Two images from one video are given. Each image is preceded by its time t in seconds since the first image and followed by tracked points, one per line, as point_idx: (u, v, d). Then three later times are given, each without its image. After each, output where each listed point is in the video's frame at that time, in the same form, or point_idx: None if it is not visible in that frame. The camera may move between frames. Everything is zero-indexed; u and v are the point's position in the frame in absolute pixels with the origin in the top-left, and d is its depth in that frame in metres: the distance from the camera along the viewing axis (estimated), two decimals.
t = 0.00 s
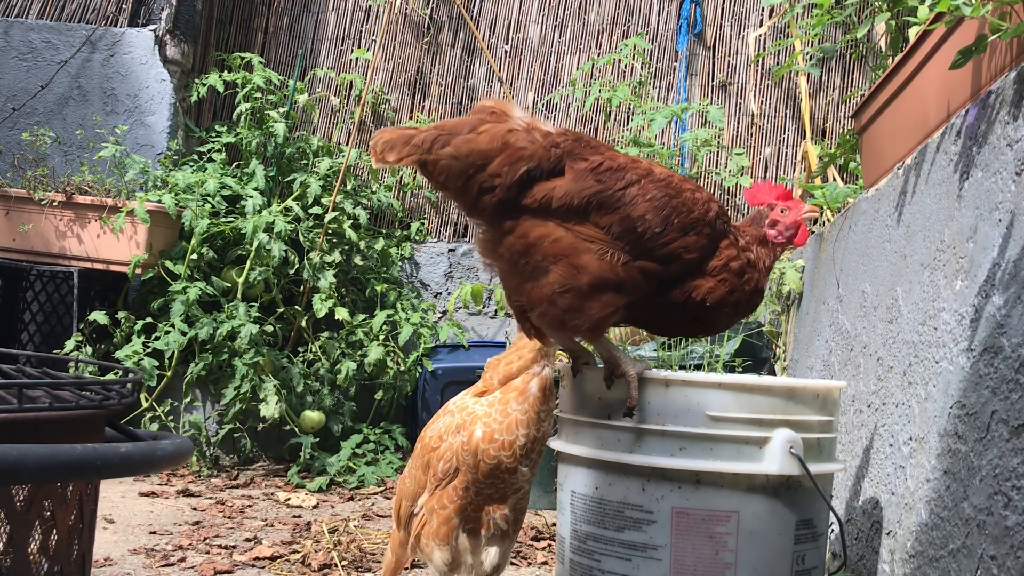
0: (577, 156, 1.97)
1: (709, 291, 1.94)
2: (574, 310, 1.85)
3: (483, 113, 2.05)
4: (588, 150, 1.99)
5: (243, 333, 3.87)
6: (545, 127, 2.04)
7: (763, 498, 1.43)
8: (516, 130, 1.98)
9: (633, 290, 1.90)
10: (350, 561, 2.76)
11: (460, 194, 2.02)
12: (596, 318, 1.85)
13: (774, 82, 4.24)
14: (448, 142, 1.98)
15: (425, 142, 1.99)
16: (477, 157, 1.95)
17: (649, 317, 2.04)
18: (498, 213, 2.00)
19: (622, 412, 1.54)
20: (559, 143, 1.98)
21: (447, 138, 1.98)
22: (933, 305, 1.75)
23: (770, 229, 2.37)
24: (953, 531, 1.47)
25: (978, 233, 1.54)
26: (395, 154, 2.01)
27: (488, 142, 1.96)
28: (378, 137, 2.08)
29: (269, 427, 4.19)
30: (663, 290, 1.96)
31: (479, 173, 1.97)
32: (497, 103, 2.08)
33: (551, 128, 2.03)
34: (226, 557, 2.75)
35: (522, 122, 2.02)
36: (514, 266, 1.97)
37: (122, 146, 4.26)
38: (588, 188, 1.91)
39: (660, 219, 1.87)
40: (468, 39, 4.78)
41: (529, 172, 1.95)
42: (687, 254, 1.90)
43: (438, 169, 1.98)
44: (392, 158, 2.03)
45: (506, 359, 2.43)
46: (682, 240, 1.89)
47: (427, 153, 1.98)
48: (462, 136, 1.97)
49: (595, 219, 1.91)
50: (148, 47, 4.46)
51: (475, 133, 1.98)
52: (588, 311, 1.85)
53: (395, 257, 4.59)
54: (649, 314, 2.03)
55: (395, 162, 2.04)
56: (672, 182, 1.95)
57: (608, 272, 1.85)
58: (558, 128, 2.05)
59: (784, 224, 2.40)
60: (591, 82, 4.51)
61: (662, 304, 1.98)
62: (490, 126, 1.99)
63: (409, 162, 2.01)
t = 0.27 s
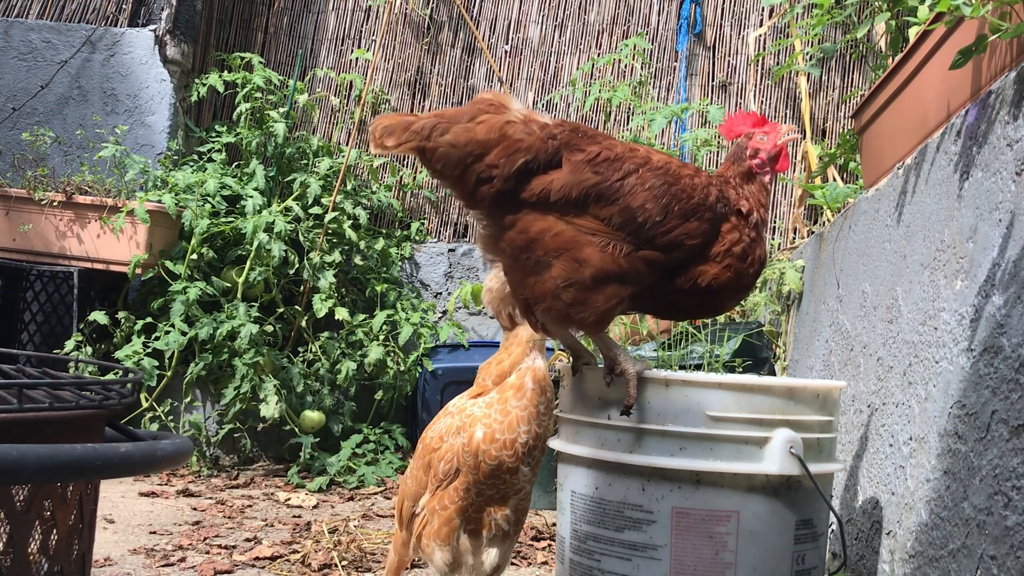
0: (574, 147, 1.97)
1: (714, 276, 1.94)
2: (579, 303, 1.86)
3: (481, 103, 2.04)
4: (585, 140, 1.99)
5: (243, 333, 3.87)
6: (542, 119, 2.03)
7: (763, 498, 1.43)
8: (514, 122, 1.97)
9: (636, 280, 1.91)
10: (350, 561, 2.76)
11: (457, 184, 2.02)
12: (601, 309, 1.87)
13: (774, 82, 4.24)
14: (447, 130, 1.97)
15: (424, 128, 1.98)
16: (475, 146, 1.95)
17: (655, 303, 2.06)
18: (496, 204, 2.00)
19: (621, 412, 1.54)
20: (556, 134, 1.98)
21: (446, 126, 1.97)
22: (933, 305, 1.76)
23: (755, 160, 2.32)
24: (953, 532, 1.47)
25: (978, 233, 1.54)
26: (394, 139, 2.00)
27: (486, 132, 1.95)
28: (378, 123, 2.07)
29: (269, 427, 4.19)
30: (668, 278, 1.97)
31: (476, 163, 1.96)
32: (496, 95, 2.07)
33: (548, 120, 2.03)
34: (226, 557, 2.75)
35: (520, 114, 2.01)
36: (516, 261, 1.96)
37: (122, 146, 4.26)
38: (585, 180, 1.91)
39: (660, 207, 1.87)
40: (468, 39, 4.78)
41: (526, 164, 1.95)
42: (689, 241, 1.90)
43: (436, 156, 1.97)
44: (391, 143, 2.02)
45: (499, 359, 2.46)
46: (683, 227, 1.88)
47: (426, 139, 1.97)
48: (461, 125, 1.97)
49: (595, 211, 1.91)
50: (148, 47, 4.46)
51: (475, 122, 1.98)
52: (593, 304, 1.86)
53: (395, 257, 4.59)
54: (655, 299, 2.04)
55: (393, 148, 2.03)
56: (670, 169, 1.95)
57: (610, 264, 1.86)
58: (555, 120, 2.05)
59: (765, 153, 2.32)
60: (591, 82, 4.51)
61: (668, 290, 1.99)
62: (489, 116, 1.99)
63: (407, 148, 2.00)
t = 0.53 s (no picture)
0: (570, 144, 1.97)
1: (717, 267, 1.95)
2: (582, 302, 1.87)
3: (477, 102, 2.03)
4: (581, 137, 1.99)
5: (243, 333, 3.87)
6: (537, 117, 2.03)
7: (763, 498, 1.43)
8: (510, 121, 1.96)
9: (640, 276, 1.91)
10: (350, 561, 2.76)
11: (454, 183, 2.02)
12: (605, 306, 1.88)
13: (774, 82, 4.24)
14: (443, 130, 1.96)
15: (420, 129, 1.97)
16: (471, 146, 1.95)
17: (659, 293, 2.07)
18: (493, 204, 2.00)
19: (621, 413, 1.54)
20: (551, 132, 1.97)
21: (442, 126, 1.97)
22: (933, 305, 1.76)
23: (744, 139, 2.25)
24: (953, 531, 1.47)
25: (978, 233, 1.54)
26: (390, 140, 1.99)
27: (481, 132, 1.95)
28: (373, 123, 2.06)
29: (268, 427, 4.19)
30: (672, 271, 1.98)
31: (473, 163, 1.96)
32: (492, 94, 2.06)
33: (544, 118, 2.02)
34: (226, 557, 2.75)
35: (515, 113, 2.00)
36: (517, 262, 1.96)
37: (122, 146, 4.26)
38: (583, 177, 1.91)
39: (659, 202, 1.87)
40: (468, 39, 4.78)
41: (523, 163, 1.94)
42: (689, 233, 1.90)
43: (432, 157, 1.97)
44: (387, 144, 2.02)
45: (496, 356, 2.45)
46: (684, 219, 1.89)
47: (422, 140, 1.97)
48: (457, 124, 1.96)
49: (594, 209, 1.91)
50: (148, 47, 4.46)
51: (470, 122, 1.97)
52: (596, 301, 1.87)
53: (395, 257, 4.60)
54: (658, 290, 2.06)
55: (389, 149, 2.03)
56: (667, 162, 1.95)
57: (612, 261, 1.86)
58: (550, 117, 2.04)
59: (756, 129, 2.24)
60: (591, 82, 4.51)
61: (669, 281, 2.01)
62: (484, 116, 1.98)
63: (403, 149, 2.00)
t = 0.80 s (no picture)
0: (567, 144, 1.96)
1: (720, 261, 1.95)
2: (585, 301, 1.88)
3: (473, 105, 2.03)
4: (578, 136, 1.98)
5: (243, 333, 3.87)
6: (534, 117, 2.02)
7: (763, 498, 1.43)
8: (506, 123, 1.96)
9: (642, 273, 1.91)
10: (350, 561, 2.76)
11: (452, 187, 2.02)
12: (608, 306, 1.88)
13: (774, 82, 4.24)
14: (440, 133, 1.96)
15: (416, 133, 1.97)
16: (468, 148, 1.94)
17: (662, 288, 2.07)
18: (492, 206, 2.00)
19: (621, 413, 1.54)
20: (549, 132, 1.97)
21: (438, 129, 1.96)
22: (933, 305, 1.76)
23: (729, 123, 2.25)
24: (953, 531, 1.47)
25: (978, 233, 1.54)
26: (386, 145, 1.99)
27: (478, 135, 1.94)
28: (370, 127, 2.06)
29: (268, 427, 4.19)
30: (676, 267, 1.99)
31: (470, 166, 1.96)
32: (488, 96, 2.05)
33: (541, 118, 2.01)
34: (226, 557, 2.75)
35: (511, 115, 2.00)
36: (518, 263, 1.96)
37: (122, 146, 4.26)
38: (581, 176, 1.91)
39: (658, 199, 1.87)
40: (468, 38, 4.78)
41: (521, 165, 1.94)
42: (690, 228, 1.89)
43: (430, 160, 1.97)
44: (384, 148, 2.01)
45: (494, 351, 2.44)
46: (684, 214, 1.88)
47: (418, 143, 1.97)
48: (453, 127, 1.96)
49: (593, 208, 1.91)
50: (148, 47, 4.46)
51: (467, 125, 1.96)
52: (600, 301, 1.87)
53: (395, 257, 4.60)
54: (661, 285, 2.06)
55: (386, 153, 2.02)
56: (666, 158, 1.95)
57: (614, 261, 1.86)
58: (547, 117, 2.04)
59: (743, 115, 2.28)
60: (591, 82, 4.51)
61: (671, 276, 2.01)
62: (481, 118, 1.97)
63: (399, 153, 2.00)
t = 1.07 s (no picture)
0: (567, 144, 1.96)
1: (722, 257, 1.95)
2: (586, 301, 1.87)
3: (472, 106, 2.02)
4: (577, 135, 1.98)
5: (243, 333, 3.87)
6: (533, 117, 2.02)
7: (764, 497, 1.43)
8: (504, 124, 1.95)
9: (643, 271, 1.91)
10: (350, 561, 2.76)
11: (451, 188, 2.02)
12: (610, 305, 1.88)
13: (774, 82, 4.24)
14: (438, 136, 1.96)
15: (415, 135, 1.97)
16: (467, 150, 1.94)
17: (663, 285, 2.08)
18: (492, 207, 2.00)
19: (621, 413, 1.54)
20: (547, 132, 1.97)
21: (437, 132, 1.96)
22: (933, 304, 1.76)
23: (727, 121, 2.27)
24: (953, 531, 1.47)
25: (978, 233, 1.54)
26: (385, 148, 1.99)
27: (477, 136, 1.94)
28: (370, 131, 2.07)
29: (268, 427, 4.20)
30: (677, 263, 1.99)
31: (469, 167, 1.96)
32: (487, 97, 2.05)
33: (539, 118, 2.01)
34: (226, 557, 2.75)
35: (510, 115, 1.99)
36: (519, 263, 1.96)
37: (122, 146, 4.26)
38: (581, 175, 1.90)
39: (659, 196, 1.87)
40: (468, 38, 4.78)
41: (520, 166, 1.94)
42: (691, 225, 1.89)
43: (429, 163, 1.97)
44: (383, 151, 2.02)
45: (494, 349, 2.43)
46: (685, 211, 1.88)
47: (417, 146, 1.97)
48: (452, 129, 1.96)
49: (593, 207, 1.91)
50: (148, 47, 4.46)
51: (465, 127, 1.96)
52: (601, 300, 1.87)
53: (395, 257, 4.60)
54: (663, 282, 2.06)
55: (385, 156, 2.03)
56: (665, 155, 1.95)
57: (616, 260, 1.86)
58: (545, 117, 2.03)
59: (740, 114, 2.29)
60: (591, 82, 4.51)
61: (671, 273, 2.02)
62: (479, 120, 1.97)
63: (398, 155, 2.00)
